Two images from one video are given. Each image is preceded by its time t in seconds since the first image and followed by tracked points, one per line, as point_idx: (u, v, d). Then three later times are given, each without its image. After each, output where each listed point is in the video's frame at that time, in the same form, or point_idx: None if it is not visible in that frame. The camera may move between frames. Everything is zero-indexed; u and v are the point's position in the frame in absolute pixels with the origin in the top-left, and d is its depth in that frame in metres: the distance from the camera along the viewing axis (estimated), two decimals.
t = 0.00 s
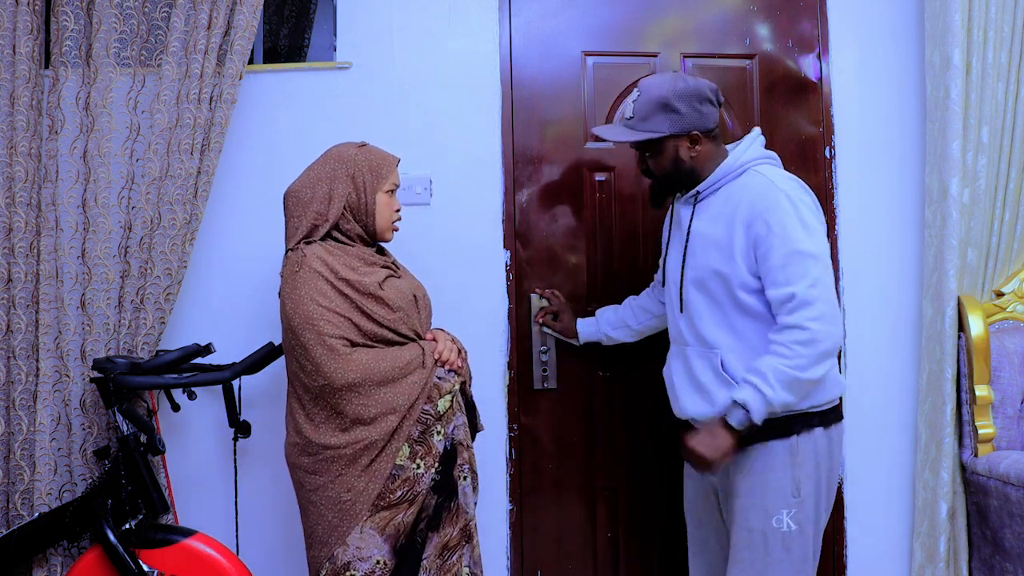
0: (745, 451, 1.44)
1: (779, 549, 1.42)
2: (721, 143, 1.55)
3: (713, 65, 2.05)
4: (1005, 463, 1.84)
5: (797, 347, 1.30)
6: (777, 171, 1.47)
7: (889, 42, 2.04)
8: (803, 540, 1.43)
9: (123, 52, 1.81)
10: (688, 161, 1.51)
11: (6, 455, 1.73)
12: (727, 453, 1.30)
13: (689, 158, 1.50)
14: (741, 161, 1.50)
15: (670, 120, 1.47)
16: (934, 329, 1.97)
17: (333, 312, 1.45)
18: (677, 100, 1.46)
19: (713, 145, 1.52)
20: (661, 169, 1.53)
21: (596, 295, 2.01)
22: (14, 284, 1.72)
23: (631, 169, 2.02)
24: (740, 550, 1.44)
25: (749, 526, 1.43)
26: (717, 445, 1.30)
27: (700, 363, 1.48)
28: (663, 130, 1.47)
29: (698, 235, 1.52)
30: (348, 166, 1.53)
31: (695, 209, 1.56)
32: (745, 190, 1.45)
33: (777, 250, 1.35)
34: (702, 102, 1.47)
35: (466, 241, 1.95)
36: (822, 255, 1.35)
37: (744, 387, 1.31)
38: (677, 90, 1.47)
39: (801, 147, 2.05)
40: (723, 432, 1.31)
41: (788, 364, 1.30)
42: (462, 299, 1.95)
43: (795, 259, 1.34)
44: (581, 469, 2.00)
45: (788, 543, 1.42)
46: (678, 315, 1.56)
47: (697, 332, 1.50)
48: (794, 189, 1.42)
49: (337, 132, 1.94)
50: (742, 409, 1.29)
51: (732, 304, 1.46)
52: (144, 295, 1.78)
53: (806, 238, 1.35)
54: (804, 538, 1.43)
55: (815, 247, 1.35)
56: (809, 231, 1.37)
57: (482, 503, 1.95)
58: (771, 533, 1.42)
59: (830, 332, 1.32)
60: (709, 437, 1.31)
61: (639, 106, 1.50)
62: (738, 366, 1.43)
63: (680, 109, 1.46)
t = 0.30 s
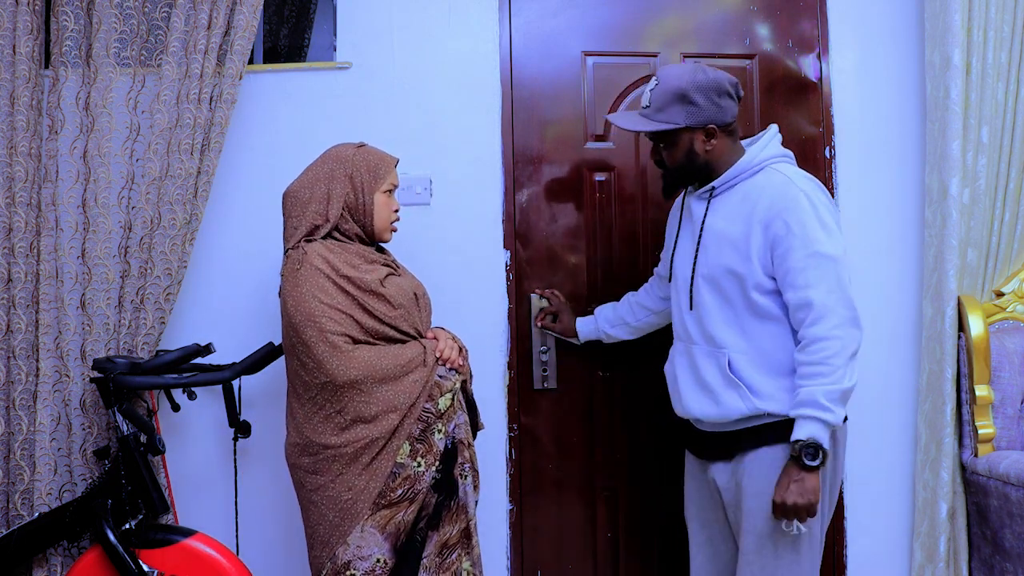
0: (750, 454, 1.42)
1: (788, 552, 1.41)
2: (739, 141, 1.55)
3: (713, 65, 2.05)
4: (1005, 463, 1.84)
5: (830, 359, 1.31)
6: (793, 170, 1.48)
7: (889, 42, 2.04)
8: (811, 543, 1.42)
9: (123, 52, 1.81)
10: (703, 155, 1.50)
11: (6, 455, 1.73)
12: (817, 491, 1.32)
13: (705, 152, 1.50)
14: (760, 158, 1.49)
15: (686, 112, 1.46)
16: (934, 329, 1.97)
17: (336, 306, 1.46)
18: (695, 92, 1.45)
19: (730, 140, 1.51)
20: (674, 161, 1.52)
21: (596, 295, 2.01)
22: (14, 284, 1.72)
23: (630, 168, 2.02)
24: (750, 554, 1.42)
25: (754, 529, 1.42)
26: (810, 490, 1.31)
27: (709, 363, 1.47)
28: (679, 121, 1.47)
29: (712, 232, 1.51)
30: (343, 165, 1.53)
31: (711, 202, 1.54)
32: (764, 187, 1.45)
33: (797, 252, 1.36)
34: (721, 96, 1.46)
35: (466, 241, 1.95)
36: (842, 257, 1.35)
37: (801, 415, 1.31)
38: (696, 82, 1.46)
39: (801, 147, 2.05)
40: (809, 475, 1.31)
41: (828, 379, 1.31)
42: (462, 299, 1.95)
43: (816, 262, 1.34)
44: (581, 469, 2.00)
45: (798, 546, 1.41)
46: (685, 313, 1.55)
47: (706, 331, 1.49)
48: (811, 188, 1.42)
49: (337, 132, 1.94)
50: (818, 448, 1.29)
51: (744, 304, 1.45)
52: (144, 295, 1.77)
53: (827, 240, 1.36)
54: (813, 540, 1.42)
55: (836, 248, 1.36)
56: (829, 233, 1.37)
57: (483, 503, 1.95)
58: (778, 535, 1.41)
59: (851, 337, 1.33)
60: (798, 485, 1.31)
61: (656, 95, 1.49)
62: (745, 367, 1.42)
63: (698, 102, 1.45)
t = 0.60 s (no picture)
0: (750, 456, 1.42)
1: (790, 554, 1.41)
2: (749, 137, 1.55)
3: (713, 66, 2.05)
4: (1004, 463, 1.84)
5: (832, 363, 1.31)
6: (804, 169, 1.48)
7: (889, 42, 2.04)
8: (813, 545, 1.42)
9: (123, 52, 1.81)
10: (712, 151, 1.50)
11: (6, 455, 1.73)
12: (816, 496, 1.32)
13: (714, 148, 1.49)
14: (770, 156, 1.49)
15: (695, 107, 1.46)
16: (934, 329, 1.97)
17: (338, 304, 1.46)
18: (705, 88, 1.45)
19: (739, 137, 1.50)
20: (682, 156, 1.52)
21: (596, 295, 2.01)
22: (14, 284, 1.72)
23: (631, 168, 2.02)
24: (751, 556, 1.42)
25: (754, 529, 1.42)
26: (809, 495, 1.31)
27: (711, 363, 1.47)
28: (688, 117, 1.47)
29: (718, 230, 1.51)
30: (335, 166, 1.54)
31: (719, 200, 1.54)
32: (772, 187, 1.45)
33: (802, 253, 1.35)
34: (731, 92, 1.46)
35: (467, 241, 1.95)
36: (848, 259, 1.35)
37: (801, 420, 1.32)
38: (706, 77, 1.46)
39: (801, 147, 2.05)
40: (808, 481, 1.31)
41: (829, 383, 1.31)
42: (462, 299, 1.95)
43: (821, 264, 1.34)
44: (581, 469, 2.00)
45: (799, 548, 1.41)
46: (688, 312, 1.54)
47: (708, 331, 1.48)
48: (821, 188, 1.42)
49: (337, 132, 1.94)
50: (818, 453, 1.29)
51: (747, 305, 1.45)
52: (144, 295, 1.77)
53: (833, 241, 1.35)
54: (814, 542, 1.41)
55: (842, 250, 1.35)
56: (836, 234, 1.37)
57: (483, 503, 1.95)
58: (779, 536, 1.41)
59: (854, 341, 1.33)
60: (797, 490, 1.32)
61: (666, 90, 1.49)
62: (747, 367, 1.42)
63: (707, 97, 1.45)
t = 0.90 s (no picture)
0: (751, 458, 1.42)
1: (791, 556, 1.41)
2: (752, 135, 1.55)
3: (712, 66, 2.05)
4: (1004, 463, 1.84)
5: (834, 363, 1.31)
6: (808, 168, 1.48)
7: (889, 43, 2.04)
8: (814, 547, 1.42)
9: (123, 52, 1.81)
10: (716, 149, 1.50)
11: (6, 455, 1.73)
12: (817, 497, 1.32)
13: (717, 146, 1.49)
14: (774, 155, 1.49)
15: (699, 105, 1.46)
16: (934, 329, 1.97)
17: (339, 302, 1.46)
18: (709, 85, 1.45)
19: (743, 135, 1.50)
20: (686, 154, 1.52)
21: (595, 295, 2.01)
22: (14, 284, 1.72)
23: (631, 168, 2.02)
24: (752, 558, 1.42)
25: (755, 531, 1.41)
26: (810, 496, 1.31)
27: (713, 363, 1.47)
28: (692, 114, 1.47)
29: (721, 229, 1.51)
30: (333, 165, 1.54)
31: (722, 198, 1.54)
32: (775, 186, 1.45)
33: (805, 252, 1.35)
34: (735, 89, 1.47)
35: (467, 241, 1.95)
36: (852, 258, 1.35)
37: (803, 420, 1.32)
38: (710, 75, 1.46)
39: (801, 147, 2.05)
40: (809, 481, 1.31)
41: (832, 384, 1.31)
42: (462, 298, 1.95)
43: (825, 263, 1.34)
44: (581, 469, 2.00)
45: (800, 550, 1.41)
46: (691, 311, 1.54)
47: (710, 330, 1.48)
48: (825, 188, 1.42)
49: (337, 132, 1.94)
50: (820, 454, 1.29)
51: (748, 304, 1.45)
52: (144, 295, 1.77)
53: (837, 241, 1.36)
54: (815, 543, 1.41)
55: (846, 249, 1.35)
56: (840, 234, 1.37)
57: (483, 503, 1.95)
58: (780, 537, 1.40)
59: (857, 342, 1.33)
60: (798, 491, 1.31)
61: (669, 88, 1.49)
62: (749, 368, 1.42)
63: (711, 95, 1.45)
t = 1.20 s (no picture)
0: (751, 459, 1.42)
1: (791, 557, 1.41)
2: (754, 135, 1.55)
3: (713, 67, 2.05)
4: (1004, 463, 1.84)
5: (837, 363, 1.31)
6: (810, 168, 1.47)
7: (888, 43, 2.04)
8: (814, 548, 1.41)
9: (123, 52, 1.81)
10: (717, 148, 1.50)
11: (6, 455, 1.73)
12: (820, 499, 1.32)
13: (718, 145, 1.49)
14: (776, 154, 1.49)
15: (699, 104, 1.46)
16: (934, 329, 1.97)
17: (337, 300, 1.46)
18: (710, 84, 1.45)
19: (745, 134, 1.50)
20: (687, 153, 1.52)
21: (595, 295, 2.01)
22: (14, 284, 1.72)
23: (631, 168, 2.02)
24: (752, 559, 1.42)
25: (756, 532, 1.42)
26: (813, 496, 1.31)
27: (713, 363, 1.47)
28: (693, 113, 1.46)
29: (723, 228, 1.51)
30: (337, 166, 1.54)
31: (722, 197, 1.54)
32: (777, 185, 1.45)
33: (808, 252, 1.35)
34: (736, 88, 1.47)
35: (467, 241, 1.95)
36: (854, 258, 1.35)
37: (805, 421, 1.31)
38: (711, 74, 1.46)
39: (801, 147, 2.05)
40: (811, 482, 1.31)
41: (834, 384, 1.31)
42: (462, 298, 1.95)
43: (827, 263, 1.34)
44: (581, 469, 2.00)
45: (801, 551, 1.41)
46: (692, 312, 1.54)
47: (712, 330, 1.48)
48: (827, 187, 1.42)
49: (337, 132, 1.94)
50: (822, 455, 1.29)
51: (749, 305, 1.45)
52: (144, 295, 1.77)
53: (840, 241, 1.36)
54: (816, 544, 1.41)
55: (847, 249, 1.35)
56: (841, 234, 1.37)
57: (483, 503, 1.95)
58: (780, 539, 1.40)
59: (859, 342, 1.33)
60: (800, 492, 1.31)
61: (669, 87, 1.49)
62: (749, 368, 1.42)
63: (712, 93, 1.45)
